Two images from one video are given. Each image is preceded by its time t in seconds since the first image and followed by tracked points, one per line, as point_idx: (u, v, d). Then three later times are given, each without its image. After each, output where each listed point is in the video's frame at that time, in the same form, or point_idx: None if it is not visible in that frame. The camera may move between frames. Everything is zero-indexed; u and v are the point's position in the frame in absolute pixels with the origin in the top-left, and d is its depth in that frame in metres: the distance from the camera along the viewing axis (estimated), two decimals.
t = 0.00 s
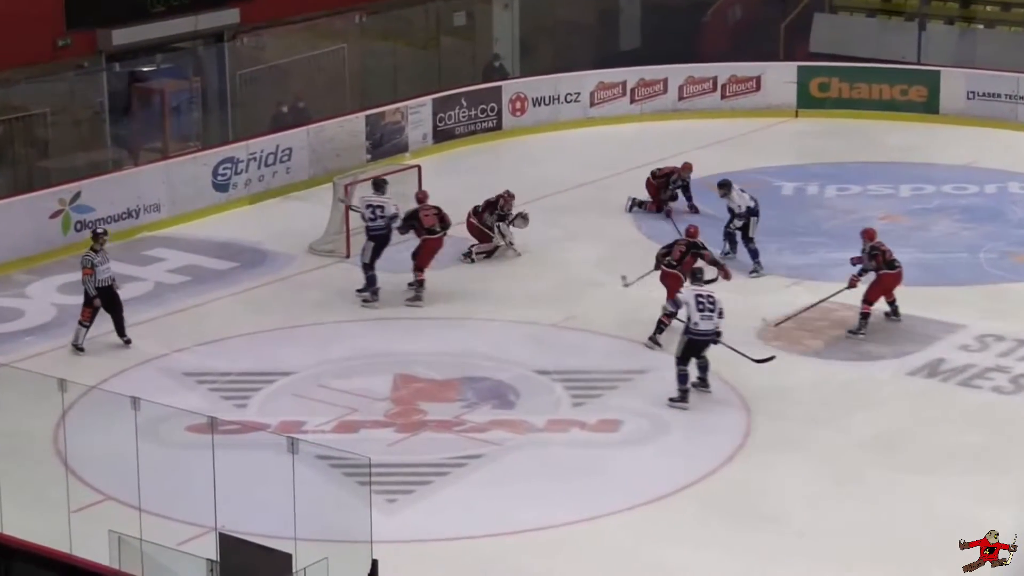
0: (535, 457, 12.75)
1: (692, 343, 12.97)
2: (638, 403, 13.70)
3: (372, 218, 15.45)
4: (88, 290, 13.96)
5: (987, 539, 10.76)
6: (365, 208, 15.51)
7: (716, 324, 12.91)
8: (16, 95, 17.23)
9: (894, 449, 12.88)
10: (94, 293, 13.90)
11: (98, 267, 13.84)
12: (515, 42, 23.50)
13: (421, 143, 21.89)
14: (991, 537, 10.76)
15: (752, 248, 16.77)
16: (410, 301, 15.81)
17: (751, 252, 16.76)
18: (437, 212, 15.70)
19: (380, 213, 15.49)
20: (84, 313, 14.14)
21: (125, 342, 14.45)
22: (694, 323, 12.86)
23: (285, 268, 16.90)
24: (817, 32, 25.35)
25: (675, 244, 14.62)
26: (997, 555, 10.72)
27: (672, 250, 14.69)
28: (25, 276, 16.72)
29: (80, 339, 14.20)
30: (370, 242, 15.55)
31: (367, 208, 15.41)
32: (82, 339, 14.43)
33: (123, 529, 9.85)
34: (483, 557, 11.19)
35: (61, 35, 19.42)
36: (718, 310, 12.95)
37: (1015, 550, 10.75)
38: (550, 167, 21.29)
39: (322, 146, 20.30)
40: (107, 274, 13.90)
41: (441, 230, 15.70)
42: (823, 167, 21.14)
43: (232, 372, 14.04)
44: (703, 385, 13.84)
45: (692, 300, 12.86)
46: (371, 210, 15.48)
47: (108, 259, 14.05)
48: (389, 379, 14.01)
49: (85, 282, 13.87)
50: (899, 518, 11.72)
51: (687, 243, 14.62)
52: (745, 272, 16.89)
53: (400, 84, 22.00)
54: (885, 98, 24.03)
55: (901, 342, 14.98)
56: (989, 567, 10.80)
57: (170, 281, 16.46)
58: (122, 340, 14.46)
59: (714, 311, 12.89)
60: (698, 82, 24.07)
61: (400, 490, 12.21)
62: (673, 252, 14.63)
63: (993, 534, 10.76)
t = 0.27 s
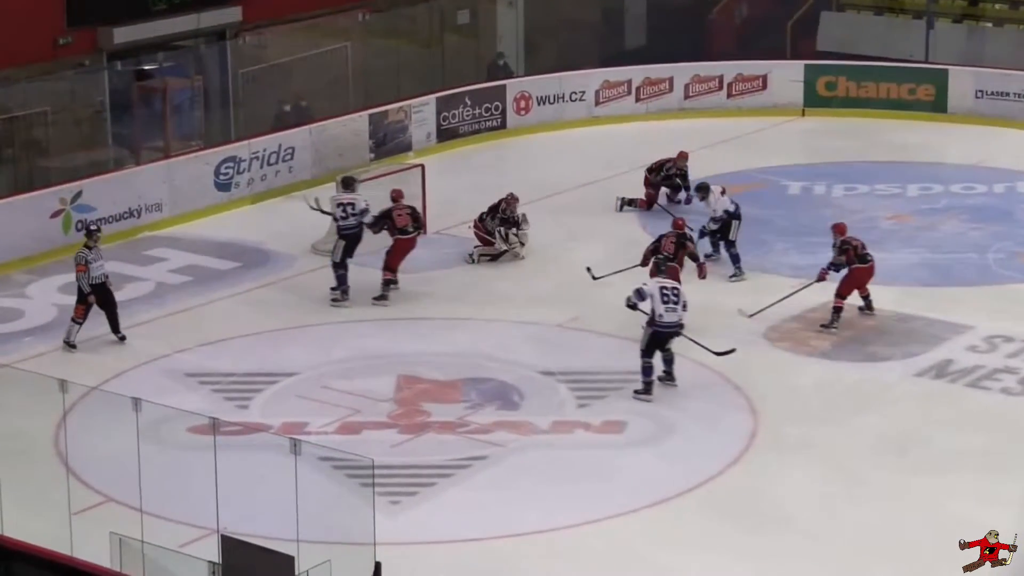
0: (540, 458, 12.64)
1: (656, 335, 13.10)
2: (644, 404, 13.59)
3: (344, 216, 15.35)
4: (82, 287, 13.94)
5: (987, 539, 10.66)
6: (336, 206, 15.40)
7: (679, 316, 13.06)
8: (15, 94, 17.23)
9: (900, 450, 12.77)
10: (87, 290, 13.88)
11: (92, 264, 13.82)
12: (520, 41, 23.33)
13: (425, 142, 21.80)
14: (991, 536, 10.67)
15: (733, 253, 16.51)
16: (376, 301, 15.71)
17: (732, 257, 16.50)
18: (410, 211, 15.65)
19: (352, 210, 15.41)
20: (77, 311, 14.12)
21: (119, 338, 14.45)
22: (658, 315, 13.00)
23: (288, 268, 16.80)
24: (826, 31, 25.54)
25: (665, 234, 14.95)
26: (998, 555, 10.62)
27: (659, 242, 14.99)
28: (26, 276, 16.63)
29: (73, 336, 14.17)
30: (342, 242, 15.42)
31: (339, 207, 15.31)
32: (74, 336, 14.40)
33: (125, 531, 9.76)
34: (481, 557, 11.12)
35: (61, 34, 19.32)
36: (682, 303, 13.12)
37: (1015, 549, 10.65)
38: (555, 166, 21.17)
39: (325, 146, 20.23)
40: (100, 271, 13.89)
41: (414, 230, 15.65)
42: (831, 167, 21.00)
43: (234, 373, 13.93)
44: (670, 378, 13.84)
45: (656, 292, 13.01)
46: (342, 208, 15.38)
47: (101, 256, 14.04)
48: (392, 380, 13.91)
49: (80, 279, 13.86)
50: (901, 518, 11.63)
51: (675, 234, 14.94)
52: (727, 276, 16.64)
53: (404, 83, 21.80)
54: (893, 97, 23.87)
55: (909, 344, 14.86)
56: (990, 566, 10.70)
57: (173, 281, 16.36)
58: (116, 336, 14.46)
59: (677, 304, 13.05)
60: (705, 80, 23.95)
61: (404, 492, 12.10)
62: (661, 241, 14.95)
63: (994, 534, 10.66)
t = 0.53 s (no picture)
0: (545, 460, 12.51)
1: (616, 326, 13.29)
2: (650, 406, 13.46)
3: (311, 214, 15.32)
4: (73, 283, 13.98)
5: (987, 539, 10.54)
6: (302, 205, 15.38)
7: (638, 308, 13.26)
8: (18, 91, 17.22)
9: (909, 452, 12.63)
10: (79, 285, 13.92)
11: (83, 260, 13.85)
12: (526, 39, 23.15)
13: (429, 141, 21.69)
14: (991, 537, 10.56)
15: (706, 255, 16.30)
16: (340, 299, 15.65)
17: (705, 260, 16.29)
18: (381, 212, 15.48)
19: (318, 208, 15.40)
20: (68, 306, 14.15)
21: (112, 333, 14.45)
22: (617, 305, 13.20)
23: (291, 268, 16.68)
24: (834, 30, 25.32)
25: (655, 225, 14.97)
26: (998, 555, 10.51)
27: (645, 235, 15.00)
28: (26, 276, 16.53)
29: (64, 332, 14.19)
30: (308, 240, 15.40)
31: (304, 204, 15.29)
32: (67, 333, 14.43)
33: (126, 533, 9.63)
34: (479, 558, 11.02)
35: (62, 32, 19.23)
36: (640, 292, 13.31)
37: (1016, 550, 10.54)
38: (561, 165, 21.04)
39: (329, 144, 20.15)
40: (92, 267, 13.92)
41: (383, 231, 15.52)
42: (840, 166, 20.86)
43: (237, 374, 13.81)
44: (632, 372, 13.87)
45: (615, 283, 13.20)
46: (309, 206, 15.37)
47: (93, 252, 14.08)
48: (396, 381, 13.78)
49: (71, 275, 13.89)
50: (903, 518, 11.55)
51: (663, 226, 14.97)
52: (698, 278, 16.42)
53: (408, 81, 21.68)
54: (902, 96, 23.76)
55: (918, 344, 14.72)
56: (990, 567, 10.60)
57: (174, 282, 16.23)
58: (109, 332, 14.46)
59: (637, 295, 13.25)
60: (712, 79, 23.83)
61: (408, 494, 11.97)
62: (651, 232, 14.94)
63: (994, 534, 10.56)
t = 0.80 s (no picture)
0: (550, 462, 12.40)
1: (582, 318, 13.30)
2: (656, 407, 13.34)
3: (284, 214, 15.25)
4: (67, 280, 13.99)
5: (987, 539, 10.45)
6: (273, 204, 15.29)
7: (605, 300, 13.24)
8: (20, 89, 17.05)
9: (916, 454, 12.52)
10: (73, 283, 13.92)
11: (77, 257, 13.85)
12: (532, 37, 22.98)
13: (434, 140, 21.58)
14: (991, 536, 10.47)
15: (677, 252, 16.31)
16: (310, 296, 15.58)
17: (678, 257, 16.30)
18: (358, 211, 15.41)
19: (291, 207, 15.31)
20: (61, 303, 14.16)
21: (107, 328, 14.47)
22: (584, 298, 13.17)
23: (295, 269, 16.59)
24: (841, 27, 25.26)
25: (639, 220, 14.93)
26: (998, 555, 10.43)
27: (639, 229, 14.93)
28: (28, 276, 16.45)
29: (56, 328, 14.19)
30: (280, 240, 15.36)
31: (278, 205, 15.22)
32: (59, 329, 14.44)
33: (128, 535, 9.54)
34: (479, 559, 10.94)
35: (64, 30, 19.14)
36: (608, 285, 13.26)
37: (1016, 550, 10.46)
38: (567, 164, 20.92)
39: (333, 143, 20.05)
40: (87, 265, 13.92)
41: (358, 231, 15.45)
42: (848, 165, 20.74)
43: (240, 375, 13.70)
44: (599, 364, 13.91)
45: (583, 275, 13.14)
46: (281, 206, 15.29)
47: (88, 249, 14.08)
48: (400, 382, 13.67)
49: (65, 272, 13.90)
50: (908, 519, 11.45)
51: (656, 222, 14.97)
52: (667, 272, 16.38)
53: (412, 79, 21.57)
54: (911, 95, 23.61)
55: (927, 346, 14.60)
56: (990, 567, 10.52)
57: (177, 281, 16.14)
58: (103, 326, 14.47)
59: (603, 287, 13.21)
60: (720, 77, 23.73)
61: (412, 496, 11.86)
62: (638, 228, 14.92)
63: (994, 534, 10.48)
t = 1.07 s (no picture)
0: (555, 465, 12.27)
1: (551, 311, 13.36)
2: (662, 409, 13.23)
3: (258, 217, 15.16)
4: (61, 278, 14.03)
5: (988, 539, 10.37)
6: (246, 208, 15.17)
7: (573, 292, 13.33)
8: (23, 89, 16.96)
9: (923, 457, 12.39)
10: (68, 281, 13.98)
11: (73, 255, 13.92)
12: (537, 35, 22.89)
13: (437, 140, 21.50)
14: (991, 536, 10.39)
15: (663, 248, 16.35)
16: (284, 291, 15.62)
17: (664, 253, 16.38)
18: (337, 210, 15.41)
19: (263, 210, 15.21)
20: (55, 301, 14.20)
21: (101, 325, 14.57)
22: (553, 291, 13.24)
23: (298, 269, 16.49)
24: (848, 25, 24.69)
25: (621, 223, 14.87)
26: (999, 555, 10.34)
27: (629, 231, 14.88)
28: (29, 277, 16.38)
29: (49, 327, 14.19)
30: (252, 243, 15.26)
31: (252, 208, 15.11)
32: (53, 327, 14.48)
33: (130, 539, 9.42)
34: (479, 560, 10.85)
35: (65, 29, 19.07)
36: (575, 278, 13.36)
37: (1015, 549, 10.38)
38: (572, 165, 20.82)
39: (335, 143, 19.98)
40: (82, 262, 13.99)
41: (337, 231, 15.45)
42: (857, 165, 20.63)
43: (243, 376, 13.59)
44: (567, 359, 13.95)
45: (551, 269, 13.20)
46: (254, 209, 15.17)
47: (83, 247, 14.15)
48: (404, 384, 13.56)
49: (61, 271, 13.94)
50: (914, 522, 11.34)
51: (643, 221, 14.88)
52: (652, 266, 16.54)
53: (416, 79, 21.48)
54: (919, 94, 23.49)
55: (935, 347, 14.48)
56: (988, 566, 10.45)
57: (179, 282, 16.05)
58: (97, 323, 14.57)
59: (570, 280, 13.29)
60: (726, 77, 23.61)
61: (417, 499, 11.74)
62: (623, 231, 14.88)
63: (994, 534, 10.40)
